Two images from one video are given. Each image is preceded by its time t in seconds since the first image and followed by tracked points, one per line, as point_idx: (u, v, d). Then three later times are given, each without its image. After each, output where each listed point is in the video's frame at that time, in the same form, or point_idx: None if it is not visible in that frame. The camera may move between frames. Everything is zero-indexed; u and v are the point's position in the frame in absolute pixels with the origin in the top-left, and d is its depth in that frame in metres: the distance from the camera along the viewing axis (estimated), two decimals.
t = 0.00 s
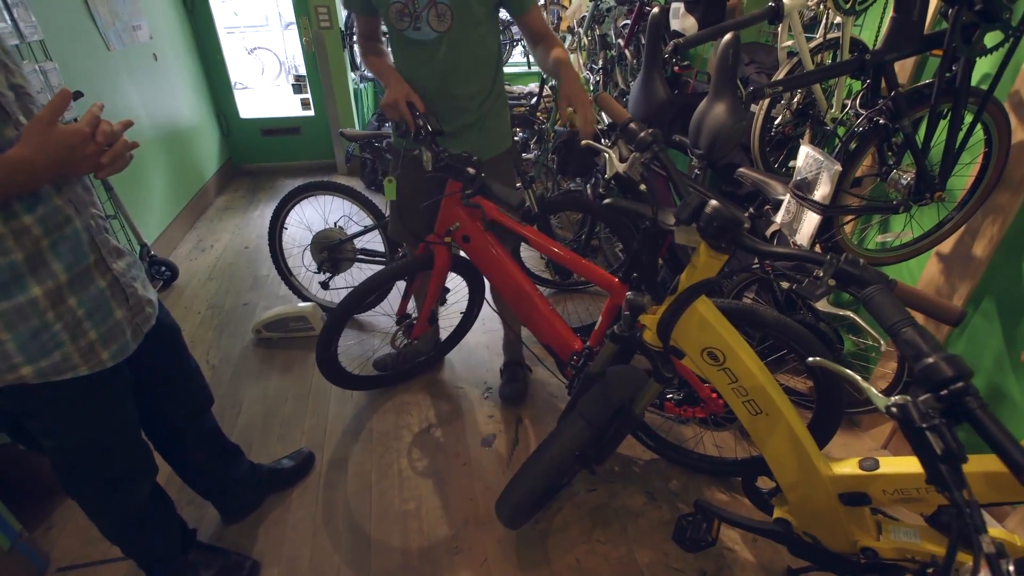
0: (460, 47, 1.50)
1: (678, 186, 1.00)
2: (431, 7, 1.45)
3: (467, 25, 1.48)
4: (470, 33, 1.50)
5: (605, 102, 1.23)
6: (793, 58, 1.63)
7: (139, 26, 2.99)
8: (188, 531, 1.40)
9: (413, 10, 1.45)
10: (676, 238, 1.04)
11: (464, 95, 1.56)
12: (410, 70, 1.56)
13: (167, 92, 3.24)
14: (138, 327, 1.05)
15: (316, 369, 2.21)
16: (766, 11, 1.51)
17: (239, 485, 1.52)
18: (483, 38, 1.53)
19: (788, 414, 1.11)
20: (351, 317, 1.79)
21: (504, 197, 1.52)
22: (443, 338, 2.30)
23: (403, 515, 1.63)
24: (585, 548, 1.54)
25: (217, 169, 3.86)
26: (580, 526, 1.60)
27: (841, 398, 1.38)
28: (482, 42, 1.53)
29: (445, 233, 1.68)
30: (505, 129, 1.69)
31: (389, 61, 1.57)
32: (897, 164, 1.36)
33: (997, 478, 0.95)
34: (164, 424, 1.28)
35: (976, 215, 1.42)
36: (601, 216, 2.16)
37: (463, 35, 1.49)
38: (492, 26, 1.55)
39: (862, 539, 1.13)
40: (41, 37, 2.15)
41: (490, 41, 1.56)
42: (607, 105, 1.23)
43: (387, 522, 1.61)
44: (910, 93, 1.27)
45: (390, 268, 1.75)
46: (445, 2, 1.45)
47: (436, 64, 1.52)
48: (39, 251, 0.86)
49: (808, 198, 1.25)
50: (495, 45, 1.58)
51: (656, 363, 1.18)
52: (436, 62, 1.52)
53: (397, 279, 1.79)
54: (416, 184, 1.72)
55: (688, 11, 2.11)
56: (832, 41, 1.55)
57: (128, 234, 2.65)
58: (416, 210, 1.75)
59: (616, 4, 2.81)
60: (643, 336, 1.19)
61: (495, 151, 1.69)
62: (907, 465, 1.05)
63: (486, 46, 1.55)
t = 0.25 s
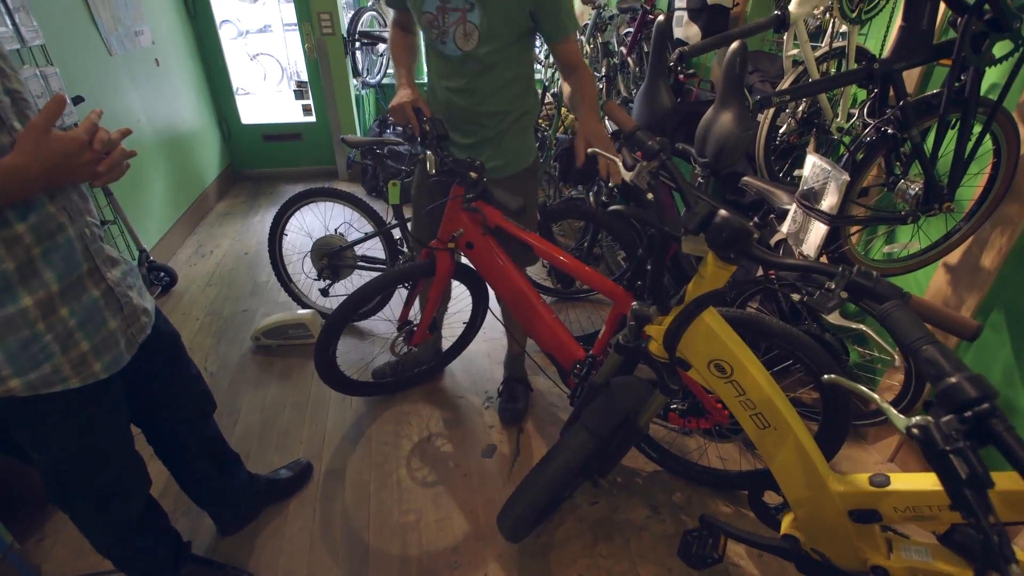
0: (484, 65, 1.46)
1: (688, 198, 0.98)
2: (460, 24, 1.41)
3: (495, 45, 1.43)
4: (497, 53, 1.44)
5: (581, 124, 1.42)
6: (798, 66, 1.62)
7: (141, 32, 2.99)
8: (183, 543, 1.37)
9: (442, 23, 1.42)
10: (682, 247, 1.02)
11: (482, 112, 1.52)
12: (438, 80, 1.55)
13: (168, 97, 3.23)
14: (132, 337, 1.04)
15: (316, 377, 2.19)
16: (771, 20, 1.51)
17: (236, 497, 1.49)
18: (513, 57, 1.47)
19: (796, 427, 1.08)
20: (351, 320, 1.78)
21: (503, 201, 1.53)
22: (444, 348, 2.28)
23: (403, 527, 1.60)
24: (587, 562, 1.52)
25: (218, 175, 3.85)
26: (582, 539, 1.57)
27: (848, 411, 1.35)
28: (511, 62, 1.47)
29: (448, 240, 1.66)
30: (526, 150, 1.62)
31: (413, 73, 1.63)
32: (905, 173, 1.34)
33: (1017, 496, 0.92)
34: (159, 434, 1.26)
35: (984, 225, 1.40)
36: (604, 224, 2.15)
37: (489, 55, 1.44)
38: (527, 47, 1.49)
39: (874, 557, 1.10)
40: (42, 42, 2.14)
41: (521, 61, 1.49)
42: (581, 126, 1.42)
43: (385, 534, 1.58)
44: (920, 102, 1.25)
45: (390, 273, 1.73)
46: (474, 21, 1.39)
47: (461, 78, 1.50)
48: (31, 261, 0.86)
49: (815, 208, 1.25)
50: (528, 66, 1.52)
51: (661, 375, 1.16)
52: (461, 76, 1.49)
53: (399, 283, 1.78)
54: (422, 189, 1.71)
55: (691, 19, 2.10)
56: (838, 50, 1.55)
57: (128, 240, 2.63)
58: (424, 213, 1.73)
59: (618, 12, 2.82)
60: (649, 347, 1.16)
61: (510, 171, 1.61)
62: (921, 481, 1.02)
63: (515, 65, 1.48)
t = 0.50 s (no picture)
0: (499, 81, 1.42)
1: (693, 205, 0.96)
2: (475, 42, 1.36)
3: (510, 64, 1.38)
4: (512, 71, 1.40)
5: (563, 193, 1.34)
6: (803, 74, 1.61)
7: (140, 35, 2.97)
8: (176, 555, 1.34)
9: (459, 36, 1.39)
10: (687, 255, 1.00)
11: (493, 125, 1.49)
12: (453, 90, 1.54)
13: (167, 100, 3.22)
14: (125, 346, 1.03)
15: (313, 384, 2.16)
16: (775, 27, 1.50)
17: (231, 507, 1.46)
18: (530, 75, 1.42)
19: (804, 440, 1.06)
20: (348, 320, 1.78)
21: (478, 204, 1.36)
22: (447, 362, 2.25)
23: (401, 538, 1.57)
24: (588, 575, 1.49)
25: (216, 178, 3.83)
26: (583, 552, 1.54)
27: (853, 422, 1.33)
28: (526, 80, 1.42)
29: (448, 245, 1.64)
30: (536, 165, 1.58)
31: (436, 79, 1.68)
32: (911, 183, 1.33)
33: None
34: (153, 443, 1.23)
35: (991, 235, 1.38)
36: (606, 231, 2.13)
37: (504, 73, 1.40)
38: (548, 66, 1.43)
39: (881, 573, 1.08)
40: (39, 44, 2.12)
41: (539, 79, 1.44)
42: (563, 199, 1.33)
43: (382, 545, 1.55)
44: (928, 111, 1.24)
45: (389, 276, 1.71)
46: (491, 41, 1.34)
47: (476, 91, 1.47)
48: (21, 268, 0.85)
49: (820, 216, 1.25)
50: (546, 83, 1.47)
51: (665, 385, 1.14)
52: (476, 88, 1.46)
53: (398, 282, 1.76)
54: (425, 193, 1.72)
55: (693, 25, 2.09)
56: (842, 58, 1.54)
57: (124, 244, 2.60)
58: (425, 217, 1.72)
59: (619, 18, 2.82)
60: (653, 357, 1.14)
61: (514, 182, 1.58)
62: (931, 496, 1.00)
63: (531, 83, 1.44)
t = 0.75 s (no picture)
0: (500, 86, 1.39)
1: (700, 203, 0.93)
2: (478, 44, 1.35)
3: (511, 69, 1.35)
4: (513, 76, 1.37)
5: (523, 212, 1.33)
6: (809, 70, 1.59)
7: (133, 26, 2.92)
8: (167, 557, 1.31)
9: (461, 35, 1.37)
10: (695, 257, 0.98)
11: (491, 127, 1.46)
12: (455, 91, 1.52)
13: (161, 93, 3.17)
14: (113, 345, 0.99)
15: (309, 382, 2.13)
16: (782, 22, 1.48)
17: (223, 508, 1.43)
18: (531, 81, 1.38)
19: (810, 443, 1.04)
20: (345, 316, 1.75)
21: (472, 202, 1.27)
22: (446, 361, 2.22)
23: (398, 539, 1.55)
24: None
25: (211, 172, 3.78)
26: (582, 554, 1.52)
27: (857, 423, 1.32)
28: (527, 87, 1.39)
29: (448, 242, 1.60)
30: (531, 170, 1.55)
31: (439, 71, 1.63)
32: (920, 182, 1.31)
33: None
34: (143, 444, 1.20)
35: (999, 235, 1.36)
36: (609, 228, 2.11)
37: (504, 77, 1.37)
38: (551, 75, 1.39)
39: None
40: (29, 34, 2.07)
41: (540, 86, 1.41)
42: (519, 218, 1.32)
43: (378, 546, 1.53)
44: (938, 108, 1.21)
45: (386, 273, 1.68)
46: (493, 46, 1.33)
47: (476, 94, 1.45)
48: (3, 264, 0.81)
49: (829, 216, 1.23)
50: (547, 92, 1.43)
51: (669, 387, 1.11)
52: (476, 90, 1.44)
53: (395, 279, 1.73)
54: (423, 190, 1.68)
55: (696, 19, 2.05)
56: (851, 53, 1.51)
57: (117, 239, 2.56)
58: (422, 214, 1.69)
59: (621, 13, 2.79)
60: (657, 359, 1.12)
61: (511, 182, 1.55)
62: (940, 501, 0.98)
63: (531, 89, 1.40)
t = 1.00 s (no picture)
0: (497, 79, 1.36)
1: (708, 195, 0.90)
2: (476, 35, 1.32)
3: (508, 62, 1.32)
4: (510, 69, 1.33)
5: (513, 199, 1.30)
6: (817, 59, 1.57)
7: (124, 10, 2.86)
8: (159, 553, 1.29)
9: (458, 26, 1.35)
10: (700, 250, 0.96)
11: (488, 119, 1.42)
12: (453, 84, 1.49)
13: (153, 80, 3.10)
14: (99, 338, 0.97)
15: (305, 375, 2.10)
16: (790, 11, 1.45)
17: (217, 503, 1.41)
18: (529, 75, 1.35)
19: (816, 442, 1.02)
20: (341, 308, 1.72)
21: (475, 194, 1.24)
22: (444, 353, 2.20)
23: (394, 535, 1.53)
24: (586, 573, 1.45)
25: (205, 161, 3.72)
26: (582, 549, 1.50)
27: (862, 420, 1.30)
28: (525, 80, 1.35)
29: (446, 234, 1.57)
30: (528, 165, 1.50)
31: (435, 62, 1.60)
32: (929, 175, 1.29)
33: None
34: (132, 440, 1.17)
35: (1007, 229, 1.34)
36: (609, 220, 2.08)
37: (501, 70, 1.34)
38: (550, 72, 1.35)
39: None
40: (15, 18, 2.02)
41: (538, 83, 1.37)
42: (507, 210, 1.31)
43: (375, 541, 1.51)
44: (950, 99, 1.19)
45: (383, 265, 1.65)
46: (490, 37, 1.30)
47: (472, 86, 1.41)
48: None
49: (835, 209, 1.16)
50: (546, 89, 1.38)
51: (672, 383, 1.09)
52: (473, 82, 1.41)
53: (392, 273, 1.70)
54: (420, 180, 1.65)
55: (700, 7, 2.00)
56: (860, 42, 1.49)
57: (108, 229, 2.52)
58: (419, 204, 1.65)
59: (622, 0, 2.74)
60: (660, 355, 1.10)
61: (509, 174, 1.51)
62: (947, 501, 0.96)
63: (529, 85, 1.37)
